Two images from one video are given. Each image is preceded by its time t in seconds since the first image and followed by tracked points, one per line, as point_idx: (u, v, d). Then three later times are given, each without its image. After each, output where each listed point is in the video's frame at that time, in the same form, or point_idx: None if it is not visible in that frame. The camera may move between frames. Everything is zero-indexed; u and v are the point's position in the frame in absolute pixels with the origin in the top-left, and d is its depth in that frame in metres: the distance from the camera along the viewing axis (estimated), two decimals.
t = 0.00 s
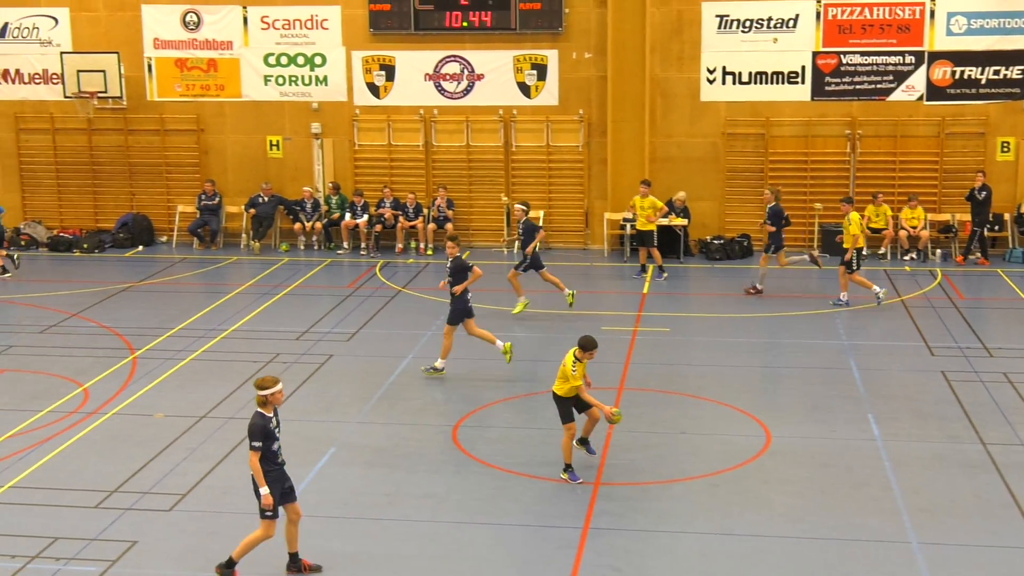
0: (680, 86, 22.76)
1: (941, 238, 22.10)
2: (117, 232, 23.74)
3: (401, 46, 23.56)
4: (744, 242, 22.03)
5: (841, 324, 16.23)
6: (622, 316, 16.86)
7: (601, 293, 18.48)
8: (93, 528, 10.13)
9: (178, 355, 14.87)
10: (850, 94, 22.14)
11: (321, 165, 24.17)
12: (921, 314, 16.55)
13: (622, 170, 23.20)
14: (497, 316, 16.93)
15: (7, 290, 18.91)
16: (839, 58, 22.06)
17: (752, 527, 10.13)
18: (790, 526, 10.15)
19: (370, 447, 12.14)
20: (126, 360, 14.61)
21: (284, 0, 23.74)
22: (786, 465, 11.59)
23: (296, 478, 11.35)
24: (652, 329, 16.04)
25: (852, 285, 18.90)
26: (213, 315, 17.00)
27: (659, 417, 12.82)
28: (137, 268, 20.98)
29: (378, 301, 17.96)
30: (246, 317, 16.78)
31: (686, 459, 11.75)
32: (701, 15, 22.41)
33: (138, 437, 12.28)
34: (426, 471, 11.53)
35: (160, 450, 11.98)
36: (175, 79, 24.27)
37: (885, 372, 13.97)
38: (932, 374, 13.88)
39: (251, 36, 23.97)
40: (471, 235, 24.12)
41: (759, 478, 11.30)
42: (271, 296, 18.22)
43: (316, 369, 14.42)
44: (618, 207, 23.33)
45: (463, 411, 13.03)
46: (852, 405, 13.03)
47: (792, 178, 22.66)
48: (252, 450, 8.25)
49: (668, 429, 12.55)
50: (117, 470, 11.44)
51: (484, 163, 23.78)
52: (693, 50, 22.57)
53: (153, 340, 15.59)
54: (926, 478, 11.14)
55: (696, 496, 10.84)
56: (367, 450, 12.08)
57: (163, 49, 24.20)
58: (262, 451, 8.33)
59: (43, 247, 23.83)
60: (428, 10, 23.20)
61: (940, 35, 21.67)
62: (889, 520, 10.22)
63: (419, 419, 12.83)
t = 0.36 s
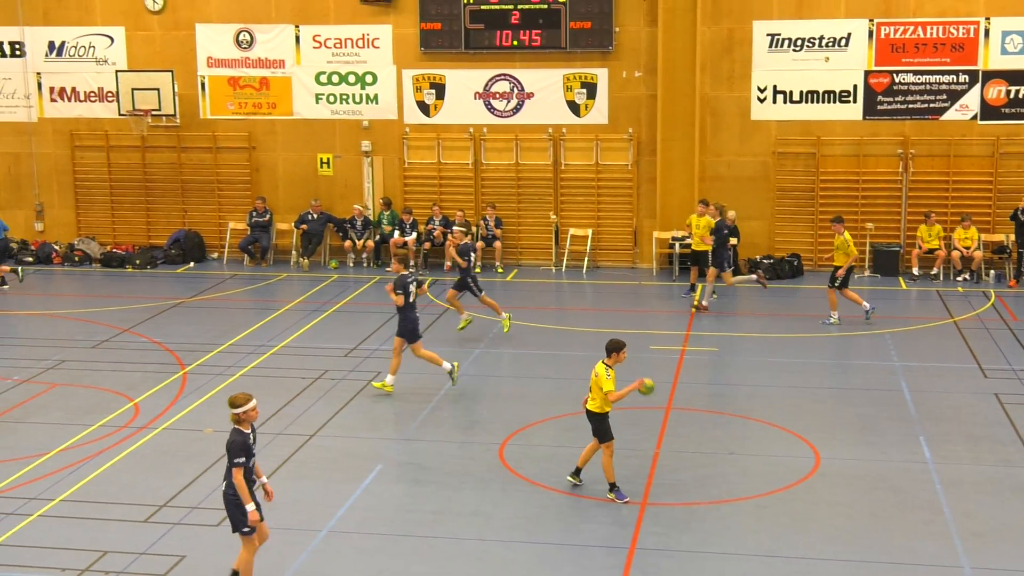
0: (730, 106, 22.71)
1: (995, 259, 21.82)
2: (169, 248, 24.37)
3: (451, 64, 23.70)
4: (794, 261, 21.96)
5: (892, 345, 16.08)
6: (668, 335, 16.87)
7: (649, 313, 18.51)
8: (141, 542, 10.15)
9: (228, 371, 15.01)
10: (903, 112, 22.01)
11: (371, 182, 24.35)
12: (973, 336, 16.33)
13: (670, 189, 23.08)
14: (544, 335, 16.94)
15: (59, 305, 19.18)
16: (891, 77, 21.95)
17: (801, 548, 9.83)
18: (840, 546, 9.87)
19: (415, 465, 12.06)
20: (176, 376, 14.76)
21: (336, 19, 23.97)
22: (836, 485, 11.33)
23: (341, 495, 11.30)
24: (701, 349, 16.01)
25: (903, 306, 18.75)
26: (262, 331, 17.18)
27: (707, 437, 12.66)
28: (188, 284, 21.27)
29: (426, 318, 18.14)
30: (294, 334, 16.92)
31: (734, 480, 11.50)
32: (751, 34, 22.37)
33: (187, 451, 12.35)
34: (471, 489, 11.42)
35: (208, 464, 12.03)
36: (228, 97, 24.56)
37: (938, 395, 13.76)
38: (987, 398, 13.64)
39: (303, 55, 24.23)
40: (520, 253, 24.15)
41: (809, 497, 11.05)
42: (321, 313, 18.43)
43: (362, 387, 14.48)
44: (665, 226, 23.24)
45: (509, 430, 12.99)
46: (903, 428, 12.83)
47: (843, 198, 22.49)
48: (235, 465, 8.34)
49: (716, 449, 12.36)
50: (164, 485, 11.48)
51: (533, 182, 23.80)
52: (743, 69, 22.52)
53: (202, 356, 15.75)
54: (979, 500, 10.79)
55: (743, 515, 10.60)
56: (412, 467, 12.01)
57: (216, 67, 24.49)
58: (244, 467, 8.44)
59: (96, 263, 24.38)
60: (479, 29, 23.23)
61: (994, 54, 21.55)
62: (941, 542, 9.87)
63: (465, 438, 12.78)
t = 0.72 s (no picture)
0: (752, 114, 22.70)
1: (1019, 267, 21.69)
2: (191, 256, 24.44)
3: (472, 72, 23.76)
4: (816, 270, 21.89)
5: (915, 354, 16.02)
6: (688, 343, 16.88)
7: (669, 321, 18.51)
8: (162, 548, 10.18)
9: (249, 378, 15.06)
10: (926, 121, 21.96)
11: (392, 190, 24.41)
12: (996, 346, 16.25)
13: (692, 198, 22.98)
14: (565, 343, 16.94)
15: (81, 312, 19.26)
16: (914, 85, 21.91)
17: (822, 557, 9.77)
18: (861, 556, 9.81)
19: (435, 472, 12.06)
20: (197, 383, 14.80)
21: (358, 27, 24.05)
22: (858, 494, 11.26)
23: (361, 502, 11.30)
24: (722, 357, 16.00)
25: (925, 315, 18.68)
26: (283, 338, 17.24)
27: (728, 446, 12.62)
28: (210, 291, 21.34)
29: (446, 325, 18.19)
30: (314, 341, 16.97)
31: (755, 489, 11.43)
32: (774, 42, 22.37)
33: (208, 457, 12.38)
34: (491, 497, 11.40)
35: (230, 471, 12.05)
36: (250, 105, 24.66)
37: (960, 405, 13.70)
38: (1011, 408, 13.55)
39: (325, 63, 24.31)
40: (540, 261, 24.18)
41: (830, 506, 10.99)
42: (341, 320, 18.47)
43: (383, 394, 14.50)
44: (687, 234, 23.15)
45: (529, 437, 12.98)
46: (927, 437, 12.75)
47: (866, 206, 22.42)
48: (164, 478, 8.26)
49: (738, 457, 12.32)
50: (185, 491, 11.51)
51: (554, 190, 23.81)
52: (765, 77, 22.51)
53: (224, 362, 15.80)
54: (1001, 510, 10.69)
55: (765, 524, 10.55)
56: (432, 474, 12.01)
57: (239, 75, 24.60)
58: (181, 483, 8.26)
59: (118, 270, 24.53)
60: (500, 37, 23.28)
61: (1019, 62, 21.43)
62: (963, 552, 9.79)
63: (485, 445, 12.79)
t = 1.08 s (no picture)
0: (753, 121, 22.73)
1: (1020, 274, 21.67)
2: (191, 262, 24.45)
3: (473, 80, 23.80)
4: (817, 277, 21.88)
5: (916, 361, 16.00)
6: (689, 350, 16.89)
7: (670, 328, 18.49)
8: (163, 555, 10.17)
9: (249, 385, 15.05)
10: (926, 128, 21.97)
11: (393, 198, 24.43)
12: (998, 353, 16.23)
13: (693, 205, 23.01)
14: (565, 350, 16.93)
15: (82, 320, 19.25)
16: (915, 92, 21.92)
17: (824, 565, 9.74)
18: (862, 563, 9.79)
19: (436, 479, 12.05)
20: (198, 390, 14.78)
21: (359, 35, 24.07)
22: (860, 501, 11.24)
23: (362, 510, 11.28)
24: (723, 364, 15.99)
25: (926, 322, 18.65)
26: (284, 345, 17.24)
27: (729, 453, 12.60)
28: (210, 298, 21.34)
29: (447, 332, 18.20)
30: (315, 349, 16.96)
31: (756, 496, 11.41)
32: (774, 50, 22.40)
33: (209, 465, 12.36)
34: (492, 504, 11.38)
35: (230, 478, 12.03)
36: (251, 113, 24.69)
37: (962, 412, 13.69)
38: (1012, 415, 13.53)
39: (326, 70, 24.34)
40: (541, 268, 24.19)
41: (832, 513, 10.97)
42: (341, 327, 18.46)
43: (384, 401, 14.48)
44: (687, 241, 23.22)
45: (530, 445, 12.95)
46: (927, 444, 12.72)
47: (867, 213, 22.42)
48: (115, 493, 8.07)
49: (739, 464, 12.30)
50: (186, 498, 11.49)
51: (555, 197, 23.83)
52: (766, 84, 22.54)
53: (224, 370, 15.79)
54: (1002, 517, 10.67)
55: (766, 531, 10.52)
56: (434, 481, 11.99)
57: (240, 82, 24.63)
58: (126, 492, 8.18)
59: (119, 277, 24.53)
60: (501, 44, 23.30)
61: (1019, 69, 21.44)
62: (964, 560, 9.77)
63: (486, 452, 12.78)
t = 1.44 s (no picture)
0: (752, 121, 22.74)
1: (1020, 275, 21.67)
2: (190, 263, 24.45)
3: (472, 81, 23.80)
4: (816, 278, 21.86)
5: (915, 362, 16.02)
6: (689, 351, 16.89)
7: (669, 328, 18.50)
8: (162, 556, 10.17)
9: (248, 386, 15.06)
10: (925, 129, 21.97)
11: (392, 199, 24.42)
12: (996, 353, 16.25)
13: (691, 206, 22.99)
14: (565, 351, 16.95)
15: (81, 321, 19.23)
16: (914, 93, 21.92)
17: (824, 565, 9.75)
18: (862, 563, 9.80)
19: (436, 480, 12.05)
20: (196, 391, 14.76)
21: (358, 35, 24.07)
22: (859, 501, 11.25)
23: (362, 510, 11.28)
24: (722, 365, 16.00)
25: (925, 323, 18.67)
26: (283, 346, 17.23)
27: (728, 453, 12.61)
28: (210, 298, 21.34)
29: (446, 333, 18.20)
30: (314, 349, 16.97)
31: (755, 497, 11.41)
32: (773, 50, 22.40)
33: (208, 465, 12.37)
34: (491, 505, 11.39)
35: (230, 479, 12.04)
36: (250, 113, 24.68)
37: (961, 412, 13.70)
38: (1011, 416, 13.55)
39: (325, 71, 24.34)
40: (540, 269, 24.20)
41: (830, 513, 10.98)
42: (340, 328, 18.45)
43: (383, 402, 14.50)
44: (687, 242, 23.15)
45: (529, 446, 12.96)
46: (926, 445, 12.74)
47: (866, 214, 22.41)
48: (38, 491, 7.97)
49: (738, 465, 12.31)
50: (185, 499, 11.49)
51: (554, 198, 23.83)
52: (765, 85, 22.55)
53: (223, 370, 15.80)
54: (1001, 518, 10.68)
55: (765, 532, 10.53)
56: (433, 482, 12.00)
57: (239, 83, 24.63)
58: (52, 492, 8.06)
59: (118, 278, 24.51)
60: (500, 45, 23.30)
61: (1017, 70, 21.45)
62: (963, 560, 9.78)
63: (485, 453, 12.78)
